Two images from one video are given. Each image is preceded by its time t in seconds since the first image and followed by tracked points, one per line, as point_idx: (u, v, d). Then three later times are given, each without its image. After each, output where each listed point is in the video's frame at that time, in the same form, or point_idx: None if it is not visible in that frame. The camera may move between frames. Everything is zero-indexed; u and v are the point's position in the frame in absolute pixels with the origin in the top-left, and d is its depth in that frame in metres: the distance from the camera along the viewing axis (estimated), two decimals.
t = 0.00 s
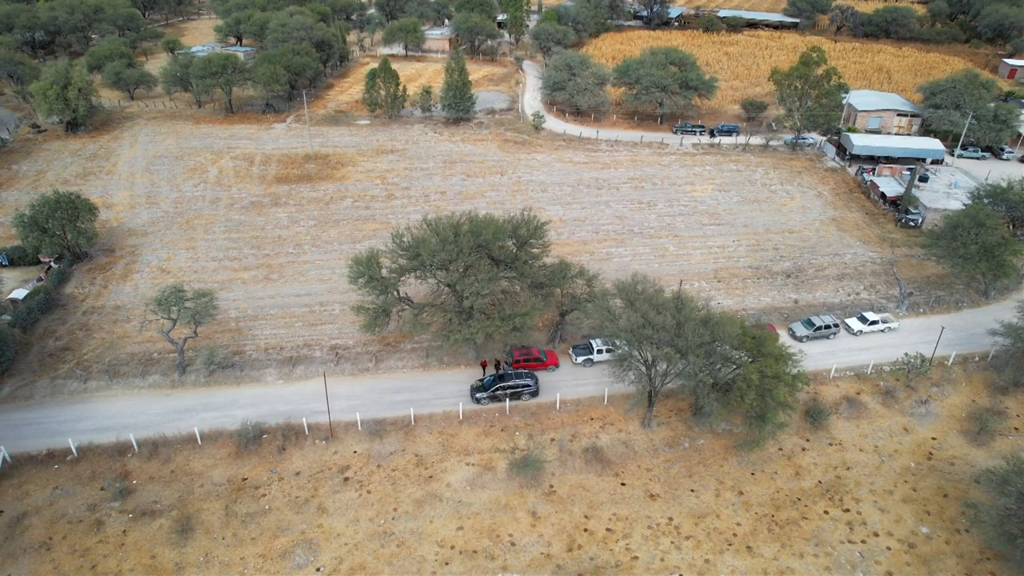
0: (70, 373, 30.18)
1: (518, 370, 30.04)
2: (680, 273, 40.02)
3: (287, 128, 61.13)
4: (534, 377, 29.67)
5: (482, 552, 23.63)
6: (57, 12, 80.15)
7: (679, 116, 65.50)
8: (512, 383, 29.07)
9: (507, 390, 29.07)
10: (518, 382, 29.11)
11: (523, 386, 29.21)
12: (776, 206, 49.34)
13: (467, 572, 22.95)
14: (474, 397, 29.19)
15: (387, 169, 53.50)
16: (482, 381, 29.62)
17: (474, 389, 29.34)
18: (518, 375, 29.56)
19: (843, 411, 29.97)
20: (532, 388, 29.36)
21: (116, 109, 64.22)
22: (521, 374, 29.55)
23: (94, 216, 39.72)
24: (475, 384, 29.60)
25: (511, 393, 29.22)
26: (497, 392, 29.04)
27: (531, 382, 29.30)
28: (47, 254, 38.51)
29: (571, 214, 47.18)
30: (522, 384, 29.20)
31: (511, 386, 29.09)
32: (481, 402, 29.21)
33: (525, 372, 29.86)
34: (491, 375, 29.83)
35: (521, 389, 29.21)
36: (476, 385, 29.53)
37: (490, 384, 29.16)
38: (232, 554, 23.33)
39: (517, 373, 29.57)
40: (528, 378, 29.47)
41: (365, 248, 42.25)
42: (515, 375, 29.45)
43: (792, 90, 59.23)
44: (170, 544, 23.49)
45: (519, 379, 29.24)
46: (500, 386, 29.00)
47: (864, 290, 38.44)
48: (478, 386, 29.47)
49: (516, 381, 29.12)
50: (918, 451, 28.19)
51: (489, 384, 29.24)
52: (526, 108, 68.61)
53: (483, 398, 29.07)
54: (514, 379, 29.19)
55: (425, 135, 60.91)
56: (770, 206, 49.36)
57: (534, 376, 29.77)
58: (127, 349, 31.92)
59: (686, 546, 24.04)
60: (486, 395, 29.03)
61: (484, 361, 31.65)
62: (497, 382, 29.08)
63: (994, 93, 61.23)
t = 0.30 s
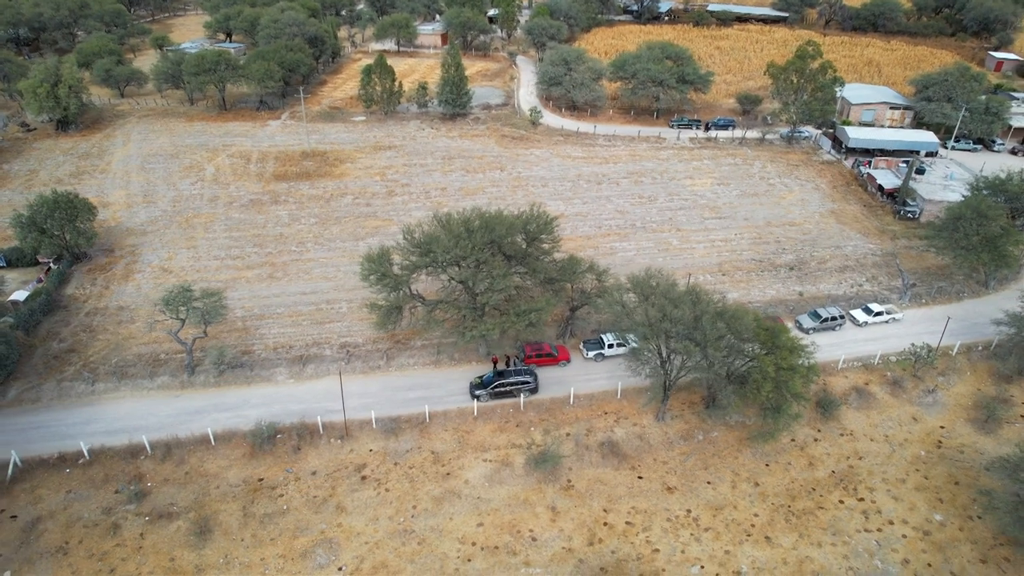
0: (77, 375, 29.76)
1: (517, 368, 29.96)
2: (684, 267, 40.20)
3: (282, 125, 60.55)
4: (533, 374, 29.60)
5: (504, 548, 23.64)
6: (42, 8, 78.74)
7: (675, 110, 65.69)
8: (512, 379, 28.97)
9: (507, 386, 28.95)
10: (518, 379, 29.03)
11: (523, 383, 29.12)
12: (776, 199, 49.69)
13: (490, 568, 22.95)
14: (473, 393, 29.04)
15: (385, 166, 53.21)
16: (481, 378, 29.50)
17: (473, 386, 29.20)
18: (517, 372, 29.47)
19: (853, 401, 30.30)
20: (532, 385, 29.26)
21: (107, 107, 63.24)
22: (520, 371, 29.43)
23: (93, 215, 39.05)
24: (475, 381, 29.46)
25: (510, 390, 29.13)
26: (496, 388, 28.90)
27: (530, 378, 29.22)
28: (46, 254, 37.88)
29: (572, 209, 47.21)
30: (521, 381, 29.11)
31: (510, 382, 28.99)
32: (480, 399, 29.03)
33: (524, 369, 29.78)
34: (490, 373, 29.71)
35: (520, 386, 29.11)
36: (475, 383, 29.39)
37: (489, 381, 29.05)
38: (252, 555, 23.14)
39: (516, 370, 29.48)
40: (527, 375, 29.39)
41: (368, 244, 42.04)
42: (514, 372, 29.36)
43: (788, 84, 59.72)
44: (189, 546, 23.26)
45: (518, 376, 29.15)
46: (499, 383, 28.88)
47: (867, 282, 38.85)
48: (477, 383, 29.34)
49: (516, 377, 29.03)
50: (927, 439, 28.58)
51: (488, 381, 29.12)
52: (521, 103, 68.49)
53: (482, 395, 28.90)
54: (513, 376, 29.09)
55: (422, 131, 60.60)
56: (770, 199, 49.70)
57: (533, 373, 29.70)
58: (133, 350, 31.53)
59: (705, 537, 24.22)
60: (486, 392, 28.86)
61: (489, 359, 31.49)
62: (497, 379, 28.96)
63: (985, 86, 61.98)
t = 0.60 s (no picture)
0: (85, 377, 29.37)
1: (517, 365, 29.89)
2: (688, 261, 40.36)
3: (278, 122, 59.95)
4: (532, 371, 29.50)
5: (525, 543, 23.67)
6: (27, 5, 77.30)
7: (671, 105, 65.85)
8: (511, 376, 28.90)
9: (506, 383, 28.88)
10: (517, 376, 28.93)
11: (522, 380, 29.03)
12: (775, 192, 50.02)
13: (513, 563, 22.98)
14: (472, 391, 29.01)
15: (384, 162, 52.87)
16: (480, 375, 29.46)
17: (472, 384, 29.18)
18: (516, 369, 29.40)
19: (862, 391, 30.62)
20: (531, 382, 29.14)
21: (97, 105, 62.25)
22: (519, 368, 29.35)
23: (92, 214, 38.39)
24: (475, 379, 29.45)
25: (511, 386, 29.08)
26: (495, 385, 28.86)
27: (529, 375, 29.11)
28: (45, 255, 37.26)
29: (574, 204, 47.18)
30: (521, 377, 29.01)
31: (510, 379, 28.91)
32: (480, 397, 29.02)
33: (524, 366, 29.68)
34: (490, 370, 29.66)
35: (519, 383, 29.03)
36: (474, 380, 29.38)
37: (488, 379, 29.01)
38: (273, 556, 22.98)
39: (516, 367, 29.39)
40: (526, 371, 29.28)
41: (371, 241, 41.79)
42: (514, 368, 29.28)
43: (784, 77, 60.06)
44: (208, 548, 23.07)
45: (517, 373, 29.05)
46: (498, 380, 28.82)
47: (870, 273, 39.23)
48: (476, 380, 29.33)
49: (515, 374, 28.94)
50: (936, 428, 28.98)
51: (487, 378, 29.09)
52: (517, 98, 68.32)
53: (481, 392, 28.88)
54: (513, 373, 29.01)
55: (419, 127, 60.28)
56: (769, 192, 50.02)
57: (533, 370, 29.59)
58: (141, 351, 31.16)
59: (725, 529, 24.42)
60: (484, 389, 28.84)
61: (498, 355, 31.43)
62: (495, 376, 28.92)
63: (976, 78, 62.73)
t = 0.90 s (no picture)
0: (93, 379, 28.99)
1: (516, 362, 29.72)
2: (693, 254, 40.52)
3: (273, 118, 59.34)
4: (532, 368, 29.33)
5: (547, 538, 23.72)
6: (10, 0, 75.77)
7: (666, 99, 66.00)
8: (510, 373, 28.72)
9: (505, 380, 28.70)
10: (516, 373, 28.77)
11: (521, 377, 28.86)
12: (774, 185, 50.33)
13: (536, 558, 23.03)
14: (471, 388, 28.82)
15: (383, 158, 52.53)
16: (479, 372, 29.27)
17: (472, 381, 29.00)
18: (515, 366, 29.23)
19: (870, 381, 30.94)
20: (530, 379, 28.96)
21: (88, 103, 61.29)
22: (519, 364, 29.27)
23: (92, 214, 37.76)
24: (474, 375, 29.25)
25: (511, 383, 28.90)
26: (494, 383, 28.67)
27: (528, 372, 28.92)
28: (44, 256, 36.64)
29: (575, 198, 47.17)
30: (521, 374, 28.89)
31: (510, 376, 28.76)
32: (478, 394, 28.84)
33: (524, 363, 29.52)
34: (489, 367, 29.49)
35: (518, 380, 28.85)
36: (473, 377, 29.19)
37: (487, 375, 28.82)
38: (294, 555, 22.84)
39: (515, 364, 29.31)
40: (526, 369, 29.11)
41: (375, 238, 41.57)
42: (514, 365, 29.19)
43: (780, 71, 60.35)
44: (228, 549, 22.89)
45: (516, 370, 28.88)
46: (497, 377, 28.64)
47: (872, 264, 39.62)
48: (475, 377, 29.13)
49: (515, 371, 28.78)
50: (945, 417, 29.38)
51: (486, 375, 28.91)
52: (513, 93, 68.14)
53: (480, 389, 28.69)
54: (513, 370, 28.91)
55: (416, 123, 59.92)
56: (768, 185, 50.33)
57: (532, 367, 29.42)
58: (148, 352, 30.81)
59: (743, 519, 24.64)
60: (483, 386, 28.65)
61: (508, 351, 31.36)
62: (495, 373, 28.74)
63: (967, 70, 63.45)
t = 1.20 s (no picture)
0: (102, 381, 28.62)
1: (514, 359, 29.70)
2: (697, 247, 40.66)
3: (268, 115, 58.74)
4: (530, 364, 29.30)
5: (568, 532, 23.79)
6: None
7: (662, 93, 66.16)
8: (509, 370, 28.69)
9: (504, 377, 28.63)
10: (515, 369, 28.74)
11: (520, 373, 28.82)
12: (773, 178, 50.63)
13: (558, 552, 23.10)
14: (470, 386, 28.73)
15: (382, 154, 52.19)
16: (478, 370, 29.21)
17: (470, 378, 28.92)
18: (513, 363, 29.21)
19: (878, 371, 31.27)
20: (529, 375, 28.91)
21: (78, 100, 60.30)
22: (517, 362, 29.23)
23: (92, 213, 37.15)
24: (472, 373, 29.17)
25: (510, 380, 28.82)
26: (493, 379, 28.57)
27: (527, 369, 28.90)
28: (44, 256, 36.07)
29: (577, 192, 47.15)
30: (519, 371, 28.83)
31: (509, 373, 28.69)
32: (477, 391, 28.76)
33: (522, 360, 29.51)
34: (487, 364, 29.43)
35: (517, 376, 28.80)
36: (472, 374, 29.13)
37: (486, 373, 28.77)
38: (316, 555, 22.72)
39: (514, 361, 29.28)
40: (524, 365, 29.11)
41: (378, 234, 41.34)
42: (512, 363, 29.14)
43: (775, 64, 60.62)
44: (249, 549, 22.73)
45: (515, 367, 28.86)
46: (495, 374, 28.59)
47: (874, 255, 40.02)
48: (474, 375, 29.06)
49: (513, 368, 28.76)
50: (952, 405, 29.79)
51: (485, 372, 28.85)
52: (509, 88, 67.92)
53: (479, 387, 28.61)
54: (511, 367, 28.84)
55: (413, 118, 59.54)
56: (767, 177, 50.62)
57: (530, 363, 29.41)
58: (156, 352, 30.45)
59: (761, 510, 24.87)
60: (482, 383, 28.57)
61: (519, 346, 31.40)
62: (493, 370, 28.69)
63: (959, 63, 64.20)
